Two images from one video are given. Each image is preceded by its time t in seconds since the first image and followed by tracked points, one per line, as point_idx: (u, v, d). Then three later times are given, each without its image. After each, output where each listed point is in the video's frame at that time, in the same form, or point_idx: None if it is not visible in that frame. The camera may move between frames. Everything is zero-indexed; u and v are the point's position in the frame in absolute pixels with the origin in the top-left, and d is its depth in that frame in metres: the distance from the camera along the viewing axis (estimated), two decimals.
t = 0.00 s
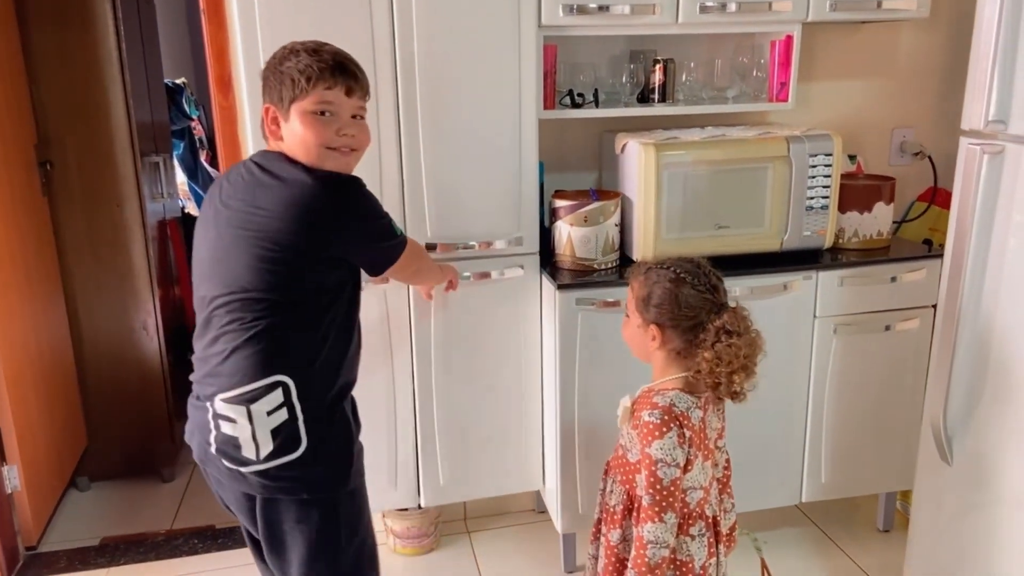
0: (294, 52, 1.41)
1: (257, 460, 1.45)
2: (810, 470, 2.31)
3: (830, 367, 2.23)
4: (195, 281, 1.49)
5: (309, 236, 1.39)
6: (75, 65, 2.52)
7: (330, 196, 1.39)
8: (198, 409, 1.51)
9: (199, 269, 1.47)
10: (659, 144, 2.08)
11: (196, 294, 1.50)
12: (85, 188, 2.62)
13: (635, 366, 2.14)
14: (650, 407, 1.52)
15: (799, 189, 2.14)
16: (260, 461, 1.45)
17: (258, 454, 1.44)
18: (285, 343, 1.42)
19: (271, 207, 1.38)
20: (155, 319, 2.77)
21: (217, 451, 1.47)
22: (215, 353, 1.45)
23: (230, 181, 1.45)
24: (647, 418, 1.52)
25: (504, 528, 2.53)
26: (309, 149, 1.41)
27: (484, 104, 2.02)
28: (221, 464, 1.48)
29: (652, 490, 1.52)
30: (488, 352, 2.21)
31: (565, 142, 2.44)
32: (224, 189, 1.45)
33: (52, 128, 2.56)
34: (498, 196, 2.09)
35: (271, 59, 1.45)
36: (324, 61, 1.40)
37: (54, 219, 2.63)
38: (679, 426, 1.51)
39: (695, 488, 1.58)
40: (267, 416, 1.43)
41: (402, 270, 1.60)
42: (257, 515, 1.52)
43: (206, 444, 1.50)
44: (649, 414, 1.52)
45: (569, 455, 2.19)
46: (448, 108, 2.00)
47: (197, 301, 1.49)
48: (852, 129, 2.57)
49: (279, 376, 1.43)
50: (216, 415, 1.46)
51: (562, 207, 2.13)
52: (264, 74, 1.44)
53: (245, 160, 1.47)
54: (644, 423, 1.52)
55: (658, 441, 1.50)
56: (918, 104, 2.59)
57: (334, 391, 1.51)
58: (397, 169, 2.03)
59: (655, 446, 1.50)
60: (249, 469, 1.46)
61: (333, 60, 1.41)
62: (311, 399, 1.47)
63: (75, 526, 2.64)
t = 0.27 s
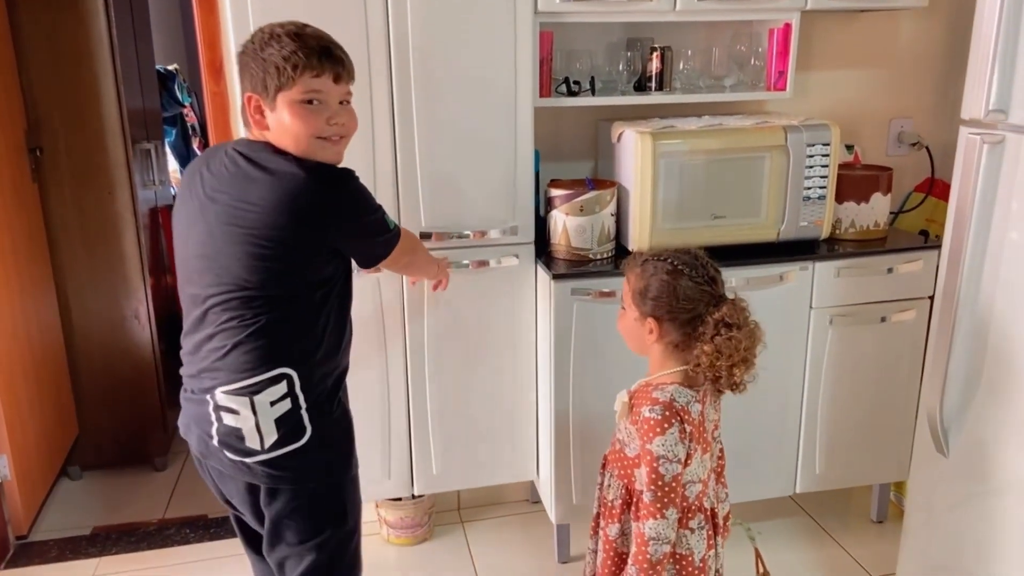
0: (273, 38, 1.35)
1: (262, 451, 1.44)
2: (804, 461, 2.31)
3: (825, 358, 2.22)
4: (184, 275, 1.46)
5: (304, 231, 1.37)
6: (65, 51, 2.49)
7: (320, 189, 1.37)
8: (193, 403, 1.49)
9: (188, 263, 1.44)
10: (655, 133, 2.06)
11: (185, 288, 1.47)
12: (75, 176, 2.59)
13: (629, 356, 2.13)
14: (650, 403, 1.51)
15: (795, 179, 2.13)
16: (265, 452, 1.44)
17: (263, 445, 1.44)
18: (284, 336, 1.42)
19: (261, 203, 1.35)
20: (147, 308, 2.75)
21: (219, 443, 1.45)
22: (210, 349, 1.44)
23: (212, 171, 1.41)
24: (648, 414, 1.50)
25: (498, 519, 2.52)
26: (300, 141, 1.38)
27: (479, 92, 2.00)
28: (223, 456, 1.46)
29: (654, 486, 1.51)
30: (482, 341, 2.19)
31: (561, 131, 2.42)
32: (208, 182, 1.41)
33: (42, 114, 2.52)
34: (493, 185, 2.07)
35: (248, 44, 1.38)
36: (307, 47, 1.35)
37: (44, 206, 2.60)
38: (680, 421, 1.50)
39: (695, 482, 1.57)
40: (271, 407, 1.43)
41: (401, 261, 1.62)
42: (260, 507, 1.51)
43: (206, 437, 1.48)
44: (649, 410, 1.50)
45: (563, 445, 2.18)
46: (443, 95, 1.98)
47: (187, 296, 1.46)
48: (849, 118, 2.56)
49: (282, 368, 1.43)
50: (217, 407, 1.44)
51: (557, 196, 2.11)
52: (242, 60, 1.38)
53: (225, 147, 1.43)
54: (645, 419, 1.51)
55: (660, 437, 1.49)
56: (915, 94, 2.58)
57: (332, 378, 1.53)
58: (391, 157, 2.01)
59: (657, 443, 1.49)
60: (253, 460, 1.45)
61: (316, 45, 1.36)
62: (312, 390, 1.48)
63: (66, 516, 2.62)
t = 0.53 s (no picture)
0: (251, 14, 1.23)
1: (242, 452, 1.39)
2: (803, 452, 2.31)
3: (824, 350, 2.21)
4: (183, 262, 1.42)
5: (272, 243, 1.23)
6: (60, 35, 2.46)
7: (288, 203, 1.21)
8: (186, 393, 1.46)
9: (184, 251, 1.40)
10: (656, 122, 2.04)
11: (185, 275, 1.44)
12: (71, 162, 2.56)
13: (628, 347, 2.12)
14: (655, 400, 1.50)
15: (796, 169, 2.11)
16: (245, 453, 1.39)
17: (243, 446, 1.39)
18: (267, 340, 1.35)
19: (235, 206, 1.25)
20: (143, 295, 2.73)
21: (203, 439, 1.41)
22: (200, 343, 1.39)
23: (208, 158, 1.34)
24: (654, 412, 1.49)
25: (495, 509, 2.52)
26: (285, 126, 1.27)
27: (478, 80, 1.98)
28: (209, 452, 1.43)
29: (665, 484, 1.49)
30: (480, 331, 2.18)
31: (560, 120, 2.40)
32: (203, 169, 1.34)
33: (37, 100, 2.49)
34: (492, 174, 2.05)
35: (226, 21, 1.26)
36: (289, 23, 1.22)
37: (39, 192, 2.58)
38: (685, 417, 1.49)
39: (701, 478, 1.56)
40: (254, 409, 1.37)
41: (384, 329, 1.33)
42: (242, 508, 1.47)
43: (193, 430, 1.44)
44: (654, 408, 1.49)
45: (562, 436, 2.17)
46: (442, 83, 1.96)
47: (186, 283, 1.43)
48: (851, 108, 2.54)
49: (266, 371, 1.36)
50: (203, 402, 1.40)
51: (557, 185, 2.09)
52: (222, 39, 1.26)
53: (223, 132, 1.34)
54: (650, 417, 1.50)
55: (667, 434, 1.48)
56: (917, 84, 2.56)
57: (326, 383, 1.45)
58: (389, 146, 1.99)
59: (664, 439, 1.48)
60: (234, 460, 1.41)
61: (298, 21, 1.22)
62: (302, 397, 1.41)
63: (62, 504, 2.61)
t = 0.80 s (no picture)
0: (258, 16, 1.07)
1: (207, 502, 1.17)
2: (799, 453, 2.31)
3: (821, 351, 2.21)
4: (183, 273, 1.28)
5: (209, 262, 1.02)
6: (55, 33, 2.44)
7: (227, 223, 1.00)
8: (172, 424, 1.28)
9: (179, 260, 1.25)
10: (654, 122, 2.04)
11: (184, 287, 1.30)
12: (66, 160, 2.55)
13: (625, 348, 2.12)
14: (666, 403, 1.42)
15: (794, 170, 2.11)
16: (210, 504, 1.17)
17: (208, 495, 1.16)
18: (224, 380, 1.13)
19: (198, 215, 1.08)
20: (139, 294, 2.72)
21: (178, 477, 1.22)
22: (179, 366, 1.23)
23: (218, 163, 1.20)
24: (663, 414, 1.41)
25: (491, 509, 2.52)
26: (288, 142, 1.07)
27: (476, 80, 1.97)
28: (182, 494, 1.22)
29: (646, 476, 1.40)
30: (478, 330, 2.18)
31: (558, 120, 2.39)
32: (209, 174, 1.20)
33: (31, 98, 2.48)
34: (489, 174, 2.05)
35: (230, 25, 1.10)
36: (299, 24, 1.05)
37: (34, 191, 2.56)
38: (694, 423, 1.43)
39: (702, 483, 1.50)
40: (220, 457, 1.14)
41: (267, 449, 1.00)
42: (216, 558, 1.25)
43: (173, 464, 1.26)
44: (664, 410, 1.42)
45: (559, 437, 2.17)
46: (440, 83, 1.95)
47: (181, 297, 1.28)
48: (849, 110, 2.54)
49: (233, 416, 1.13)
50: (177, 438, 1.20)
51: (555, 185, 2.09)
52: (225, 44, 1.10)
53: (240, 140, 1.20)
54: (658, 419, 1.42)
55: (672, 438, 1.40)
56: (915, 86, 2.56)
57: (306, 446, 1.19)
58: (387, 145, 1.99)
59: (668, 443, 1.40)
60: (201, 509, 1.18)
61: (310, 21, 1.06)
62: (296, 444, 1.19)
63: (57, 504, 2.60)
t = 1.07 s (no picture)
0: (289, 11, 1.03)
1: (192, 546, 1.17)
2: (785, 458, 2.31)
3: (806, 356, 2.22)
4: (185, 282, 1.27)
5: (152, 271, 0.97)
6: (36, 36, 2.42)
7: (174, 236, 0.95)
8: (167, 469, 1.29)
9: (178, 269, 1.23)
10: (640, 128, 2.04)
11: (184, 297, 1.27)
12: (46, 165, 2.52)
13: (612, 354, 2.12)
14: (670, 406, 1.37)
15: (779, 176, 2.12)
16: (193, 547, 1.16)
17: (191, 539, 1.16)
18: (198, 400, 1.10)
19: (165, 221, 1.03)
20: (120, 301, 2.69)
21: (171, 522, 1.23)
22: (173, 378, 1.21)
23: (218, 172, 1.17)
24: (666, 416, 1.36)
25: (478, 516, 2.50)
26: (308, 147, 1.03)
27: (462, 85, 1.97)
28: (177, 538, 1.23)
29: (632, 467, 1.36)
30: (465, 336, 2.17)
31: (544, 126, 2.39)
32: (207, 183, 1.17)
33: (10, 102, 2.45)
34: (476, 180, 2.05)
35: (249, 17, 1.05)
36: (336, 26, 1.03)
37: (14, 196, 2.53)
38: (694, 430, 1.38)
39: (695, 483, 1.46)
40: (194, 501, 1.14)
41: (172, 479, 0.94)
42: None
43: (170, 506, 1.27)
44: (668, 413, 1.37)
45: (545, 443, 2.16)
46: (425, 88, 1.95)
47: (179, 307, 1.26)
48: (832, 116, 2.56)
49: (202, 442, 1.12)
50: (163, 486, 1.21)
51: (542, 191, 2.09)
52: (241, 37, 1.05)
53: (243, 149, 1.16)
54: (661, 421, 1.37)
55: (671, 441, 1.35)
56: (897, 92, 2.59)
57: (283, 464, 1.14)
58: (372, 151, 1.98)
59: (665, 445, 1.35)
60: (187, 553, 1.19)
61: (347, 25, 1.04)
62: (267, 467, 1.14)
63: (36, 513, 2.56)
